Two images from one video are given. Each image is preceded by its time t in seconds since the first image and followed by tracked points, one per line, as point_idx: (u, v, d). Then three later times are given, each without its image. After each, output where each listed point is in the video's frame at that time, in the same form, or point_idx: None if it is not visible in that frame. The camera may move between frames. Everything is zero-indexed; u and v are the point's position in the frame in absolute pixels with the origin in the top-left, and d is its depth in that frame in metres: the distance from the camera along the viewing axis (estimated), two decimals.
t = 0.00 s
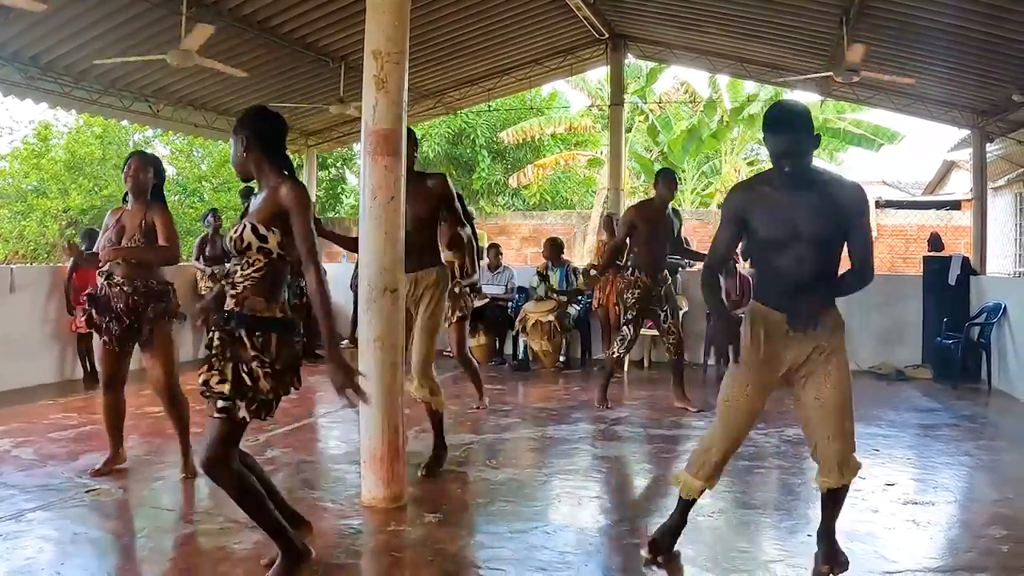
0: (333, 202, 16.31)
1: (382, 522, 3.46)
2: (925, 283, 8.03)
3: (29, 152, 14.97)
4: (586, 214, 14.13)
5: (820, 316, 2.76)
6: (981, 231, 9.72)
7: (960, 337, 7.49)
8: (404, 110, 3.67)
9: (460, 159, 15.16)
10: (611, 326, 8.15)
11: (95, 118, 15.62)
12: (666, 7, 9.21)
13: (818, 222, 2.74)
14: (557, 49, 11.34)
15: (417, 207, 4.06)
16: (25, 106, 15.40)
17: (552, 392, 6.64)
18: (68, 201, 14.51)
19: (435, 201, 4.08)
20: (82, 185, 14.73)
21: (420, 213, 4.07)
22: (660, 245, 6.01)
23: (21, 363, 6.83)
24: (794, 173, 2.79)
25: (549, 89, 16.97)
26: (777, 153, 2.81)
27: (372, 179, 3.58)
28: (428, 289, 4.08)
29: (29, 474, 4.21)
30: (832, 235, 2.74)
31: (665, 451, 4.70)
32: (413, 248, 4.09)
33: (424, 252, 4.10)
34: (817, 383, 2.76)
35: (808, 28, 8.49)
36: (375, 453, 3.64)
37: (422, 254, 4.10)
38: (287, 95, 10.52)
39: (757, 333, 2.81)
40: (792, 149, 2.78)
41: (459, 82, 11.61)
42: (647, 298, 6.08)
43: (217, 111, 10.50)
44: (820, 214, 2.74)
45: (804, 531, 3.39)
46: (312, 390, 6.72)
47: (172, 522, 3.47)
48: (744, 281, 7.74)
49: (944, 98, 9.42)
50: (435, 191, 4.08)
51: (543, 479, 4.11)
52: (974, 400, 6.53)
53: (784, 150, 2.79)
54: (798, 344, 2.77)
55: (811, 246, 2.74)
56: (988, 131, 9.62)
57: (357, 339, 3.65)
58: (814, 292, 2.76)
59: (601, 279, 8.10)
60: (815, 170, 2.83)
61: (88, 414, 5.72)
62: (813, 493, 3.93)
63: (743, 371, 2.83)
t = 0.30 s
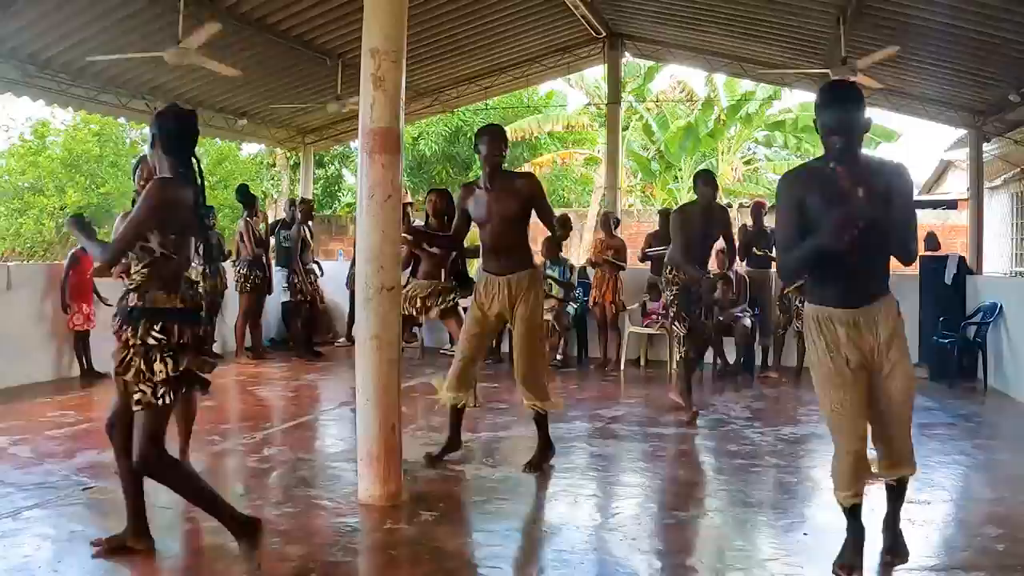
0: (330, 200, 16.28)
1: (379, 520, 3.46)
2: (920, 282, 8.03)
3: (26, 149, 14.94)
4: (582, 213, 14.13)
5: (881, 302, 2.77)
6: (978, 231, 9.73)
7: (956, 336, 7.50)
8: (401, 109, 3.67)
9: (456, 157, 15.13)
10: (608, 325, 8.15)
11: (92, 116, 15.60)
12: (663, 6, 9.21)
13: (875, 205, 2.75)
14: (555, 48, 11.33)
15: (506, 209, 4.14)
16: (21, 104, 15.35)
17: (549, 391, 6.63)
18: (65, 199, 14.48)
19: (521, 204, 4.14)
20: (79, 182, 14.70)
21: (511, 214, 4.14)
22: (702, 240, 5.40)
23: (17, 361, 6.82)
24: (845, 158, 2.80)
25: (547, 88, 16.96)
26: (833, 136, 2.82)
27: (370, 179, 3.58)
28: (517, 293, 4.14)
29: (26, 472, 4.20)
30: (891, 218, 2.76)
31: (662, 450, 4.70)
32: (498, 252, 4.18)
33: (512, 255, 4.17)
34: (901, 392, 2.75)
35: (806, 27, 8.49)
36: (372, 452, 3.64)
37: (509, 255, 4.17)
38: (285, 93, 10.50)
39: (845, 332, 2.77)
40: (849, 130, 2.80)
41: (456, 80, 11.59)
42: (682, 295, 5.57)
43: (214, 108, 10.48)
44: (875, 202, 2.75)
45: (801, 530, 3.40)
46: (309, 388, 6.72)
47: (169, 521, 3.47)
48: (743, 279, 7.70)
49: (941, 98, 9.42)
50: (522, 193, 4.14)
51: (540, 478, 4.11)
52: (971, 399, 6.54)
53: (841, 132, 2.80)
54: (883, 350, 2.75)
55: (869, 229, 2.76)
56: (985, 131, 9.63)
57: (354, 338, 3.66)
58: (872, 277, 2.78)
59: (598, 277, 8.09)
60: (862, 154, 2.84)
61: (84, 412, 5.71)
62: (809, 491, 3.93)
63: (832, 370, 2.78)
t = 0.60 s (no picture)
0: (325, 198, 16.25)
1: (374, 517, 3.46)
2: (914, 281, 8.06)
3: (20, 146, 14.89)
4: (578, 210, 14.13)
5: (896, 312, 2.51)
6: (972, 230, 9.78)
7: (950, 334, 7.53)
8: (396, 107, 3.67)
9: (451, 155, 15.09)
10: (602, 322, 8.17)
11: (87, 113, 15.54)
12: (657, 4, 9.23)
13: (896, 208, 2.45)
14: (550, 46, 11.33)
15: (570, 208, 3.90)
16: (16, 100, 15.28)
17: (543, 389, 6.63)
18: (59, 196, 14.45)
19: (593, 205, 3.90)
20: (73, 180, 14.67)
21: (577, 214, 3.90)
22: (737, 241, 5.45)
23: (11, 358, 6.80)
24: (863, 152, 2.48)
25: (542, 86, 16.96)
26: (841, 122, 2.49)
27: (365, 176, 3.58)
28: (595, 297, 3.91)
29: (20, 469, 4.20)
30: (919, 212, 2.47)
31: (657, 447, 4.71)
32: (568, 253, 3.95)
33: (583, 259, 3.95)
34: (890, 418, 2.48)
35: (801, 25, 8.50)
36: (367, 449, 3.64)
37: (578, 257, 3.94)
38: (280, 90, 10.48)
39: (836, 352, 2.52)
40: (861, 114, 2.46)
41: (451, 78, 11.58)
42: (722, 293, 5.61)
43: (208, 105, 10.46)
44: (901, 200, 2.45)
45: (795, 527, 3.41)
46: (303, 386, 6.72)
47: (164, 518, 3.47)
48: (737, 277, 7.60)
49: (935, 97, 9.43)
50: (595, 194, 3.90)
51: (535, 475, 4.11)
52: (965, 398, 6.56)
53: (848, 118, 2.47)
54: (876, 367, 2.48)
55: (889, 234, 2.46)
56: (980, 130, 9.65)
57: (348, 335, 3.65)
58: (896, 286, 2.51)
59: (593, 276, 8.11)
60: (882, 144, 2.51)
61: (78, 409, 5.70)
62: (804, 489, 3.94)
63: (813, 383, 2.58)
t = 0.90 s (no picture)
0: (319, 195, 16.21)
1: (368, 515, 3.46)
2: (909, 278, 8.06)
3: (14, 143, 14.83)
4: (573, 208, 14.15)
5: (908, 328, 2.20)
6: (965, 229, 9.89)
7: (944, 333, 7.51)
8: (392, 104, 3.66)
9: (446, 153, 15.01)
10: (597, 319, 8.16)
11: (81, 110, 15.47)
12: (653, 3, 9.22)
13: (937, 208, 2.14)
14: (546, 43, 11.32)
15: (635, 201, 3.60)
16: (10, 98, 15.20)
17: (537, 387, 6.64)
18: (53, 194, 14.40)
19: (658, 198, 3.62)
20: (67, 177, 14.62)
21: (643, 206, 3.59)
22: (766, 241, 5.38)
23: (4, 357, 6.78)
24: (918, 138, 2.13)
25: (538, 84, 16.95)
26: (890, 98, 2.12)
27: (360, 173, 3.58)
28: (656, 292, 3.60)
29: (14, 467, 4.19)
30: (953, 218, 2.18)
31: (651, 446, 4.71)
32: (635, 247, 3.62)
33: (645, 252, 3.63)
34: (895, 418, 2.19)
35: (797, 24, 8.49)
36: (362, 447, 3.64)
37: (641, 252, 3.62)
38: (275, 88, 10.46)
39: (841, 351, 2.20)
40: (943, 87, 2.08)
41: (446, 76, 11.57)
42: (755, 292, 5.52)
43: (202, 102, 10.43)
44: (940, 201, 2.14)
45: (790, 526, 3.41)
46: (297, 384, 6.70)
47: (158, 516, 3.46)
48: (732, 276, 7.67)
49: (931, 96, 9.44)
50: (659, 182, 3.63)
51: (530, 474, 4.11)
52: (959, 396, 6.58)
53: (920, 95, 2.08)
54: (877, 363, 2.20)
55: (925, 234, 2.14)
56: (974, 129, 9.66)
57: (342, 333, 3.65)
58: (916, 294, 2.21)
59: (588, 273, 8.09)
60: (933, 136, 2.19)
61: (71, 408, 5.68)
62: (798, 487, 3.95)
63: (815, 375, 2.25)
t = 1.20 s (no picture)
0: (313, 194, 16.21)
1: (361, 513, 3.46)
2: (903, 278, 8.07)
3: (7, 141, 14.79)
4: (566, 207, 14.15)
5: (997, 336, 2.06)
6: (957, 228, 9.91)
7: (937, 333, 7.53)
8: (385, 103, 3.66)
9: (439, 152, 14.99)
10: (590, 318, 8.17)
11: (75, 107, 15.41)
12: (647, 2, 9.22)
13: None
14: (540, 42, 11.33)
15: (706, 199, 3.41)
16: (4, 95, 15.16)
17: (531, 385, 6.64)
18: (47, 191, 14.36)
19: (728, 202, 3.45)
20: (61, 175, 14.59)
21: (716, 208, 3.41)
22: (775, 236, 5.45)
23: None
24: None
25: (532, 83, 16.96)
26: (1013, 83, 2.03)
27: (353, 171, 3.57)
28: (718, 296, 3.42)
29: (7, 466, 4.18)
30: None
31: (643, 444, 4.71)
32: (699, 250, 3.44)
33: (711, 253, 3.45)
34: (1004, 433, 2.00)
35: (791, 24, 8.51)
36: (355, 445, 3.63)
37: (705, 255, 3.44)
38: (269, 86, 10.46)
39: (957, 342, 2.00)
40: None
41: (439, 74, 11.55)
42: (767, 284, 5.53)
43: (196, 100, 10.42)
44: None
45: (783, 525, 3.42)
46: (290, 382, 6.70)
47: (151, 514, 3.46)
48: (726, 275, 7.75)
49: (924, 96, 9.47)
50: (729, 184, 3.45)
51: (523, 472, 4.12)
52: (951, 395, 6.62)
53: None
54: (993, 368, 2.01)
55: None
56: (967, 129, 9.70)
57: (336, 332, 3.65)
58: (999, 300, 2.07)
59: (581, 272, 8.11)
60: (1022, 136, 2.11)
61: (64, 406, 5.67)
62: (790, 486, 3.96)
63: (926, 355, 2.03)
